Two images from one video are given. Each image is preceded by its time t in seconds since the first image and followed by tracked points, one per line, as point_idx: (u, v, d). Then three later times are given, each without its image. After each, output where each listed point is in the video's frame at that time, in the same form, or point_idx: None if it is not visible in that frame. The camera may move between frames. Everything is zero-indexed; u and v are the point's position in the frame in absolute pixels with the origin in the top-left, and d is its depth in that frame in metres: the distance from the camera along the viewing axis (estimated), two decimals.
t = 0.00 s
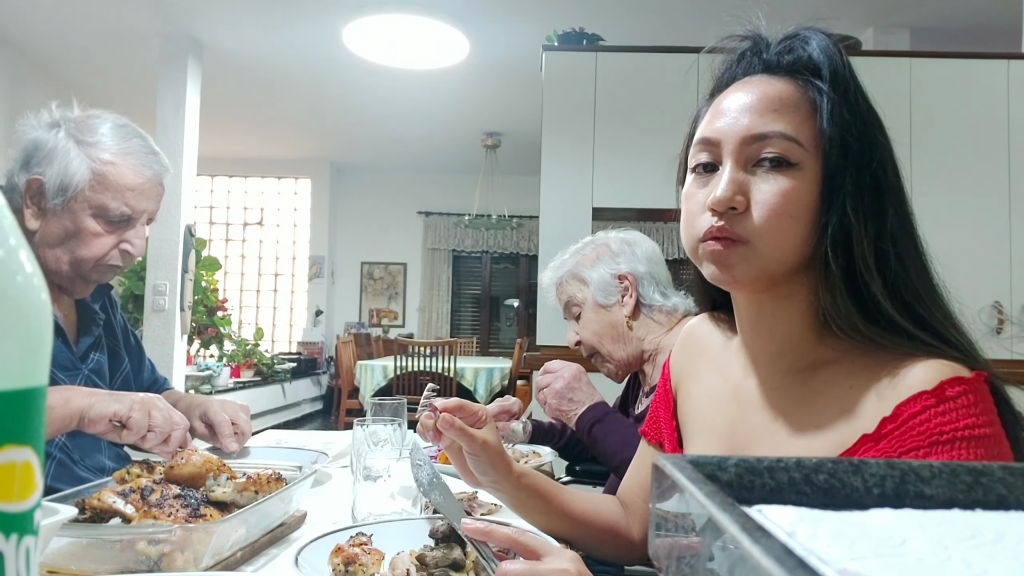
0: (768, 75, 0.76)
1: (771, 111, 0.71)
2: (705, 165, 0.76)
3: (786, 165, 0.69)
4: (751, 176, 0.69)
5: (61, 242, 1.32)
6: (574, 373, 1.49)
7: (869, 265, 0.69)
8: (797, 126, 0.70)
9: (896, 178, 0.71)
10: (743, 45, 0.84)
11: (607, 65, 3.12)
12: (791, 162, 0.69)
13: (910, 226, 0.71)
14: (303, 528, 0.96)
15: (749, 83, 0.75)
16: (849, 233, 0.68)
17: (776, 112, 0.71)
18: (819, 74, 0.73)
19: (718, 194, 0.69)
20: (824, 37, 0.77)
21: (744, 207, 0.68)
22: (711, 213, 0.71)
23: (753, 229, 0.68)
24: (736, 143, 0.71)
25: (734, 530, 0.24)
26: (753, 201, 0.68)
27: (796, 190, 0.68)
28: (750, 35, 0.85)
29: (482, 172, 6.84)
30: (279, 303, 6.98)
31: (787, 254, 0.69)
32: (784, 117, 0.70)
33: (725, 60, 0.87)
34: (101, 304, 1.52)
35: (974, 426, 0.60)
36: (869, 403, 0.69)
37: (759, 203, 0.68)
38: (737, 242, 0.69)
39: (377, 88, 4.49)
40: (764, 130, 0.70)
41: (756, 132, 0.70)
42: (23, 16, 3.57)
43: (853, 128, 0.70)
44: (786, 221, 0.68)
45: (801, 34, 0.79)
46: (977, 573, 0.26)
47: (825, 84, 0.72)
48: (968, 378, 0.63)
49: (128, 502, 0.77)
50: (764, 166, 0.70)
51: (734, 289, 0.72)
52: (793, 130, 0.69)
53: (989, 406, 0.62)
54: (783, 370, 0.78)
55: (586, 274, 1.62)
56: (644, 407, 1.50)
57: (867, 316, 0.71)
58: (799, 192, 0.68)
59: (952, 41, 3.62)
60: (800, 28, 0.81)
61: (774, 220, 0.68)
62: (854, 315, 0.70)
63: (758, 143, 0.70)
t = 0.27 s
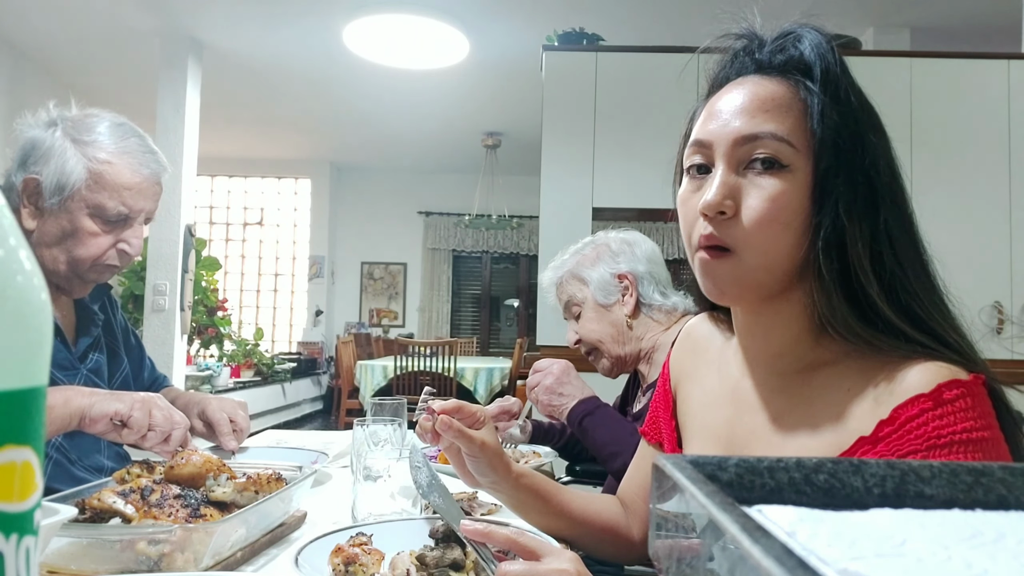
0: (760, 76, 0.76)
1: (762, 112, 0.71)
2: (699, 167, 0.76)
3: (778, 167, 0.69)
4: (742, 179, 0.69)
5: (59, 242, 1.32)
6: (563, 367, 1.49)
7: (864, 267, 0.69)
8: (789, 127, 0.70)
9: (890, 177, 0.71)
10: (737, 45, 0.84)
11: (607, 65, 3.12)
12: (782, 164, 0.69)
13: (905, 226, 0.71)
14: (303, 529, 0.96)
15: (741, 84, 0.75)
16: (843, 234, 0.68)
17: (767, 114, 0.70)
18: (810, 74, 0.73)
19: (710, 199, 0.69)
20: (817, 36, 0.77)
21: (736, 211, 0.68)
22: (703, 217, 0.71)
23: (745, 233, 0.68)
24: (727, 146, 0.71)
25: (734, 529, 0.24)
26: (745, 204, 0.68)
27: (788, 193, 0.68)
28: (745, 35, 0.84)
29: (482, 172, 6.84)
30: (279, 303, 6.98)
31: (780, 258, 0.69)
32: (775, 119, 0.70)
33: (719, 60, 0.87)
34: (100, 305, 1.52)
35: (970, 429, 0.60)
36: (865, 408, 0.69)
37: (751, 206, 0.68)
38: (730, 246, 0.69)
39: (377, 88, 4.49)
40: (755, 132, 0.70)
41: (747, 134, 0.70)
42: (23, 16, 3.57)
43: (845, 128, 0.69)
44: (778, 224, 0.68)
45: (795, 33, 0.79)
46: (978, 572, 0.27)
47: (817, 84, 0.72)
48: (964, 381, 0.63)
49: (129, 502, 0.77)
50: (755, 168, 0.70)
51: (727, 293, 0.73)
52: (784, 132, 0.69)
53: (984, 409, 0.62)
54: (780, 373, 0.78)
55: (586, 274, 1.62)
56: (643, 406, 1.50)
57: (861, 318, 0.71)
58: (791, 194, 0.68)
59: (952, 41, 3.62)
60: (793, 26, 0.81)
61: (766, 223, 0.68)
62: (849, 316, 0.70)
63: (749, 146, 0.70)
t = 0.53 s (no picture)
0: (753, 79, 0.76)
1: (755, 114, 0.71)
2: (695, 171, 0.77)
3: (771, 170, 0.69)
4: (736, 182, 0.70)
5: (57, 240, 1.32)
6: (553, 362, 1.50)
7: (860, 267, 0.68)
8: (781, 130, 0.70)
9: (886, 177, 0.71)
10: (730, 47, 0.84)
11: (607, 65, 3.12)
12: (776, 167, 0.69)
13: (900, 226, 0.71)
14: (303, 529, 0.96)
15: (734, 87, 0.75)
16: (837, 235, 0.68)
17: (760, 116, 0.71)
18: (801, 76, 0.73)
19: (704, 202, 0.69)
20: (808, 38, 0.77)
21: (730, 213, 0.69)
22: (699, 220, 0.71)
23: (739, 235, 0.69)
24: (720, 149, 0.72)
25: (734, 530, 0.24)
26: (738, 208, 0.69)
27: (782, 196, 0.68)
28: (739, 37, 0.84)
29: (482, 172, 6.84)
30: (279, 303, 6.98)
31: (775, 259, 0.69)
32: (767, 122, 0.70)
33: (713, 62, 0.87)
34: (99, 304, 1.52)
35: (965, 428, 0.60)
36: (860, 409, 0.69)
37: (745, 209, 0.68)
38: (724, 248, 0.70)
39: (377, 87, 4.49)
40: (748, 135, 0.70)
41: (740, 137, 0.71)
42: (23, 16, 3.57)
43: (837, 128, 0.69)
44: (770, 226, 0.68)
45: (787, 35, 0.79)
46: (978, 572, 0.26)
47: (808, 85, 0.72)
48: (959, 380, 0.63)
49: (129, 502, 0.77)
50: (749, 171, 0.70)
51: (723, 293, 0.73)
52: (776, 135, 0.69)
53: (982, 409, 0.62)
54: (777, 374, 0.78)
55: (585, 274, 1.62)
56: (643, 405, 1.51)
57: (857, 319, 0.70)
58: (784, 197, 0.68)
59: (951, 41, 3.62)
60: (786, 29, 0.81)
61: (758, 226, 0.68)
62: (844, 318, 0.70)
63: (743, 148, 0.70)
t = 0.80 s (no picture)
0: (739, 80, 0.76)
1: (740, 117, 0.71)
2: (688, 176, 0.77)
3: (758, 171, 0.69)
4: (724, 185, 0.70)
5: (55, 239, 1.32)
6: (546, 359, 1.51)
7: (855, 262, 0.68)
8: (767, 130, 0.70)
9: (879, 168, 0.70)
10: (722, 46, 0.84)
11: (607, 65, 3.12)
12: (762, 168, 0.69)
13: (895, 218, 0.70)
14: (303, 529, 0.96)
15: (723, 89, 0.76)
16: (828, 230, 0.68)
17: (746, 118, 0.71)
18: (785, 74, 0.73)
19: (692, 206, 0.70)
20: (795, 35, 0.76)
21: (718, 216, 0.69)
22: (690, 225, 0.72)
23: (728, 238, 0.69)
24: (708, 153, 0.72)
25: (734, 530, 0.24)
26: (726, 210, 0.69)
27: (770, 196, 0.69)
28: (730, 37, 0.85)
29: (482, 172, 6.84)
30: (279, 303, 6.98)
31: (767, 257, 0.70)
32: (753, 123, 0.71)
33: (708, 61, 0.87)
34: (97, 304, 1.52)
35: (969, 422, 0.60)
36: (859, 403, 0.69)
37: (732, 212, 0.69)
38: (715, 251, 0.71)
39: (377, 87, 4.49)
40: (733, 138, 0.71)
41: (725, 141, 0.71)
42: (23, 16, 3.57)
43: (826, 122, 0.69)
44: (759, 227, 0.69)
45: (775, 33, 0.79)
46: (979, 571, 0.26)
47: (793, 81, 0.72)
48: (965, 374, 0.63)
49: (129, 502, 0.77)
50: (737, 174, 0.71)
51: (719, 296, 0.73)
52: (762, 136, 0.70)
53: (986, 402, 0.62)
54: (780, 369, 0.78)
55: (584, 274, 1.62)
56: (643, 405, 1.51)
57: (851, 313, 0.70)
58: (772, 196, 0.68)
59: (951, 41, 3.62)
60: (775, 26, 0.80)
61: (747, 227, 0.68)
62: (840, 312, 0.70)
63: (728, 152, 0.71)
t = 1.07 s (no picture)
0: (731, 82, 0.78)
1: (727, 122, 0.74)
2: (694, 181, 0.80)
3: (748, 171, 0.71)
4: (718, 188, 0.73)
5: (57, 240, 1.32)
6: (539, 360, 1.50)
7: (853, 252, 0.67)
8: (755, 131, 0.72)
9: (879, 152, 0.68)
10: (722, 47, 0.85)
11: (607, 65, 3.12)
12: (750, 168, 0.71)
13: (896, 203, 0.68)
14: (303, 529, 0.96)
15: (719, 94, 0.78)
16: (821, 222, 0.67)
17: (732, 122, 0.73)
18: (772, 71, 0.74)
19: (692, 210, 0.75)
20: (785, 29, 0.76)
21: (713, 219, 0.73)
22: (693, 228, 0.76)
23: (723, 239, 0.72)
24: (703, 159, 0.76)
25: (734, 529, 0.24)
26: (720, 212, 0.72)
27: (760, 194, 0.70)
28: (730, 38, 0.86)
29: (482, 172, 6.84)
30: (279, 303, 6.99)
31: (763, 254, 0.71)
32: (740, 126, 0.73)
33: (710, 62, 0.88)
34: (97, 305, 1.52)
35: (982, 416, 0.58)
36: (861, 392, 0.68)
37: (724, 213, 0.72)
38: (714, 252, 0.73)
39: (377, 88, 4.49)
40: (722, 142, 0.73)
41: (715, 146, 0.74)
42: (23, 16, 3.57)
43: (815, 113, 0.68)
44: (751, 225, 0.70)
45: (768, 29, 0.79)
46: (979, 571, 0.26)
47: (779, 78, 0.72)
48: (978, 366, 0.61)
49: (129, 502, 0.77)
50: (729, 176, 0.73)
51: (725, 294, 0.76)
52: (749, 137, 0.72)
53: (1000, 397, 0.60)
54: (793, 363, 0.77)
55: (583, 274, 1.61)
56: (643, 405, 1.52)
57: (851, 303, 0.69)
58: (763, 194, 0.70)
59: (952, 41, 3.62)
60: (771, 22, 0.81)
61: (738, 227, 0.71)
62: (841, 304, 0.70)
63: (718, 156, 0.74)
